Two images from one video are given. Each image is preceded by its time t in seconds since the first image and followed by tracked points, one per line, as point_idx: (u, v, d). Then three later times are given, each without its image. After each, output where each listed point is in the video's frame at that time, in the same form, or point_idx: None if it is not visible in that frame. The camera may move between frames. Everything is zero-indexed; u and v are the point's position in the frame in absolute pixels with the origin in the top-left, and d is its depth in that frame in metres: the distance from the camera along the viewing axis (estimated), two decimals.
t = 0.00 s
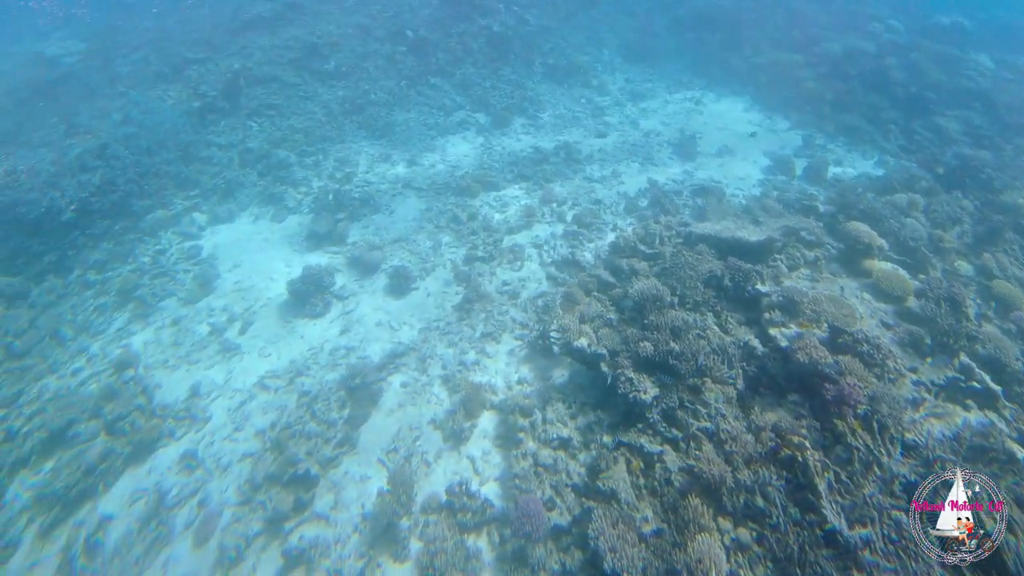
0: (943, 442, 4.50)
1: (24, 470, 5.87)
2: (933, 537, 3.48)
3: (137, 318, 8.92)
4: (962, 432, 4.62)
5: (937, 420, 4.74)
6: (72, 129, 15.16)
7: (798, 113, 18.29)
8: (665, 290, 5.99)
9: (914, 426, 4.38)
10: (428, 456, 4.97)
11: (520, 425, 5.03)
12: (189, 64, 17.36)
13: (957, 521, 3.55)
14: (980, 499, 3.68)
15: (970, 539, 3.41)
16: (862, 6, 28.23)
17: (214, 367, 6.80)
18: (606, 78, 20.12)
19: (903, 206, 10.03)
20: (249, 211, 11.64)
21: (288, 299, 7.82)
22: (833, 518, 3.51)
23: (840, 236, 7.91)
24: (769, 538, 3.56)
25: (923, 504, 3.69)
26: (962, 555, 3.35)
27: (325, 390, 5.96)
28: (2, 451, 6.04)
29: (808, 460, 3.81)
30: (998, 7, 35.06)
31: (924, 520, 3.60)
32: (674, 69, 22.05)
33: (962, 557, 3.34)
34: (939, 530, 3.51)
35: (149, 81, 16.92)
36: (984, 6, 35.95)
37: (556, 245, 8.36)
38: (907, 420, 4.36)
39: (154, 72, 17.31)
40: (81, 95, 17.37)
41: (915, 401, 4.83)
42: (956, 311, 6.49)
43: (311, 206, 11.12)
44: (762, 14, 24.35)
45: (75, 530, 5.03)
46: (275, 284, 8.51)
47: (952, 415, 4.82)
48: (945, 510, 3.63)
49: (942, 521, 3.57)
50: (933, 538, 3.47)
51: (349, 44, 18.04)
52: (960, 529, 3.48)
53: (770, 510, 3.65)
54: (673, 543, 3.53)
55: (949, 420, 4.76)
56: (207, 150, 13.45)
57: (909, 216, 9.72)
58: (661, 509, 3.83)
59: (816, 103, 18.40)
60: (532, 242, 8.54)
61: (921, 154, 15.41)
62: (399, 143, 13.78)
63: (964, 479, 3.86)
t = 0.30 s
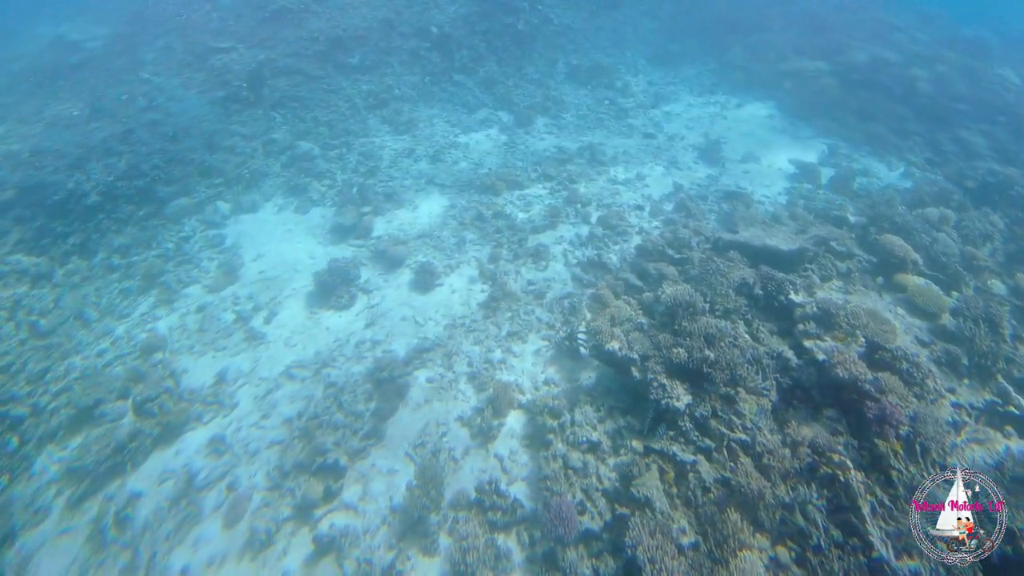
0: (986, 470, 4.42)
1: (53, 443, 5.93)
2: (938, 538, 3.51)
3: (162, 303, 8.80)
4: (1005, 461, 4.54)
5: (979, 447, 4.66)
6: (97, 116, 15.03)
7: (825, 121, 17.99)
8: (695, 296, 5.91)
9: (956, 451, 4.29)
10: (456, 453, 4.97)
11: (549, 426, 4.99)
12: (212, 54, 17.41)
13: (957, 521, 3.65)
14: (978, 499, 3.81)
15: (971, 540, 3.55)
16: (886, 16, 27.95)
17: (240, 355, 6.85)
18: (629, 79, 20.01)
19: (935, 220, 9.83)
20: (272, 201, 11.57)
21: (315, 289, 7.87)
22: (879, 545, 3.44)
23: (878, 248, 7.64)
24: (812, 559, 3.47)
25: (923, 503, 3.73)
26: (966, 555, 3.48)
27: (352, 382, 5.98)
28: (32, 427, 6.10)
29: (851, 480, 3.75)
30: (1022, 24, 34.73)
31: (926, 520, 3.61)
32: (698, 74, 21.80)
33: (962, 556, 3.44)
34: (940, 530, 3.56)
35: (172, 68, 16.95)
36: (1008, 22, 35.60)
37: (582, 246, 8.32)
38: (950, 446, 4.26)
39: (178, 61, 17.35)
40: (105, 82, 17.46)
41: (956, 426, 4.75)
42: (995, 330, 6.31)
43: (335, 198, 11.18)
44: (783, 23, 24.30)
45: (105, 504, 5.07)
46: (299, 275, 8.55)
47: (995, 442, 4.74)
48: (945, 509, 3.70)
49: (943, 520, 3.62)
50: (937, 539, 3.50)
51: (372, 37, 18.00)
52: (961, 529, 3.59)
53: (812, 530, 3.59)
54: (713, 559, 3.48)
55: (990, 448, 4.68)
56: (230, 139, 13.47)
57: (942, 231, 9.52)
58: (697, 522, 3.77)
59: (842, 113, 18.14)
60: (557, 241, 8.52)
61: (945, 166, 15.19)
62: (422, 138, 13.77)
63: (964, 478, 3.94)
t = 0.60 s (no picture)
0: None
1: (79, 434, 5.98)
2: (935, 537, 3.50)
3: (182, 301, 8.86)
4: None
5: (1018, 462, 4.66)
6: (109, 110, 14.83)
7: (839, 123, 17.87)
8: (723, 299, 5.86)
9: (997, 467, 4.23)
10: (483, 454, 4.96)
11: (579, 429, 4.94)
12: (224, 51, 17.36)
13: (957, 521, 3.65)
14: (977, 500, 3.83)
15: (971, 539, 3.57)
16: (897, 18, 27.80)
17: (263, 353, 6.87)
18: (641, 80, 19.99)
19: (957, 226, 9.73)
20: (288, 201, 11.64)
21: (335, 288, 7.87)
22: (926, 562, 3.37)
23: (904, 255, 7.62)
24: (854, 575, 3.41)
25: (923, 504, 3.70)
26: (962, 554, 3.47)
27: (376, 381, 5.99)
28: (56, 417, 6.17)
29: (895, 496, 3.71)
30: None
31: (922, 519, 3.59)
32: (710, 74, 21.68)
33: (962, 556, 3.46)
34: (938, 529, 3.56)
35: (183, 65, 16.87)
36: (1016, 25, 35.54)
37: (603, 248, 8.33)
38: (991, 462, 4.20)
39: (190, 58, 17.28)
40: (116, 78, 17.36)
41: (995, 442, 4.73)
42: None
43: (352, 198, 11.22)
44: (793, 27, 24.33)
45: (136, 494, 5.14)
46: (319, 273, 8.57)
47: None
48: (945, 510, 3.69)
49: (941, 521, 3.62)
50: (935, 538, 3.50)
51: (385, 37, 18.02)
52: (960, 529, 3.60)
53: (856, 547, 3.52)
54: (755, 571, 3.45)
55: None
56: (243, 138, 13.42)
57: (964, 236, 9.43)
58: (735, 533, 3.74)
59: (857, 115, 18.01)
60: (576, 243, 8.54)
61: (961, 169, 15.04)
62: (436, 139, 13.79)
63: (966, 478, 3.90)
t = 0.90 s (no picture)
0: None
1: (113, 439, 6.06)
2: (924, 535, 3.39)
3: (207, 308, 8.89)
4: None
5: None
6: (124, 119, 14.75)
7: (855, 123, 17.68)
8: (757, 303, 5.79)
9: None
10: (519, 461, 4.96)
11: (616, 437, 4.92)
12: (238, 61, 17.49)
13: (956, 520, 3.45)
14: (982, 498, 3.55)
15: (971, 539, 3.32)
16: (905, 17, 27.68)
17: (292, 359, 6.92)
18: (653, 83, 20.00)
19: (985, 225, 9.56)
20: (308, 208, 11.75)
21: (360, 295, 7.91)
22: None
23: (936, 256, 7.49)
24: None
25: (923, 504, 3.59)
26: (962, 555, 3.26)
27: (407, 388, 6.01)
28: (88, 421, 6.19)
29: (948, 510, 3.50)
30: None
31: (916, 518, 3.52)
32: (722, 75, 21.56)
33: (962, 557, 3.24)
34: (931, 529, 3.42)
35: (196, 75, 16.93)
36: None
37: (626, 253, 8.33)
38: None
39: (203, 66, 17.29)
40: (125, 87, 17.22)
41: None
42: None
43: (372, 205, 11.30)
44: (804, 27, 24.19)
45: (175, 497, 5.21)
46: (343, 281, 8.61)
47: None
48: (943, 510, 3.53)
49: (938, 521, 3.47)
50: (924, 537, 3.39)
51: (398, 45, 18.20)
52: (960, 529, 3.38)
53: (913, 566, 3.25)
54: None
55: None
56: (260, 147, 13.47)
57: (992, 235, 9.26)
58: (785, 544, 3.70)
59: (873, 113, 17.81)
60: (599, 247, 8.55)
61: (982, 167, 14.83)
62: (452, 145, 13.88)
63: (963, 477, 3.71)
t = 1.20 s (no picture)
0: None
1: (138, 433, 6.09)
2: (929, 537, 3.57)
3: (228, 307, 8.94)
4: None
5: None
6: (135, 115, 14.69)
7: (870, 123, 17.49)
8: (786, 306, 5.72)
9: None
10: (548, 463, 4.95)
11: (645, 441, 4.88)
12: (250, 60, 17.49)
13: (957, 521, 3.62)
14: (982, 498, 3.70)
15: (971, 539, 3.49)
16: (916, 17, 27.43)
17: (314, 358, 6.94)
18: (665, 83, 19.92)
19: (1006, 229, 9.49)
20: (324, 208, 11.79)
21: (380, 295, 7.92)
22: None
23: (961, 260, 7.44)
24: None
25: (923, 504, 3.79)
26: (962, 554, 3.44)
27: (432, 389, 6.02)
28: (115, 415, 6.21)
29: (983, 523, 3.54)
30: None
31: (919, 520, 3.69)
32: (734, 75, 21.39)
33: (962, 557, 3.43)
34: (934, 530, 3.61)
35: (208, 74, 16.91)
36: None
37: (646, 254, 8.32)
38: None
39: (215, 66, 17.23)
40: (134, 83, 17.07)
41: None
42: None
43: (388, 205, 11.34)
44: (815, 27, 24.01)
45: (205, 490, 5.26)
46: (362, 280, 8.65)
47: None
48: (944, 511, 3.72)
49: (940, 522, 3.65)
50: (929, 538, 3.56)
51: (409, 44, 18.18)
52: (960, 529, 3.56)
53: None
54: None
55: None
56: (274, 146, 13.44)
57: (1014, 239, 9.19)
58: (825, 558, 3.62)
59: (888, 114, 17.64)
60: (619, 247, 8.55)
61: (998, 169, 14.69)
62: (465, 145, 13.87)
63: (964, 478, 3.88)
